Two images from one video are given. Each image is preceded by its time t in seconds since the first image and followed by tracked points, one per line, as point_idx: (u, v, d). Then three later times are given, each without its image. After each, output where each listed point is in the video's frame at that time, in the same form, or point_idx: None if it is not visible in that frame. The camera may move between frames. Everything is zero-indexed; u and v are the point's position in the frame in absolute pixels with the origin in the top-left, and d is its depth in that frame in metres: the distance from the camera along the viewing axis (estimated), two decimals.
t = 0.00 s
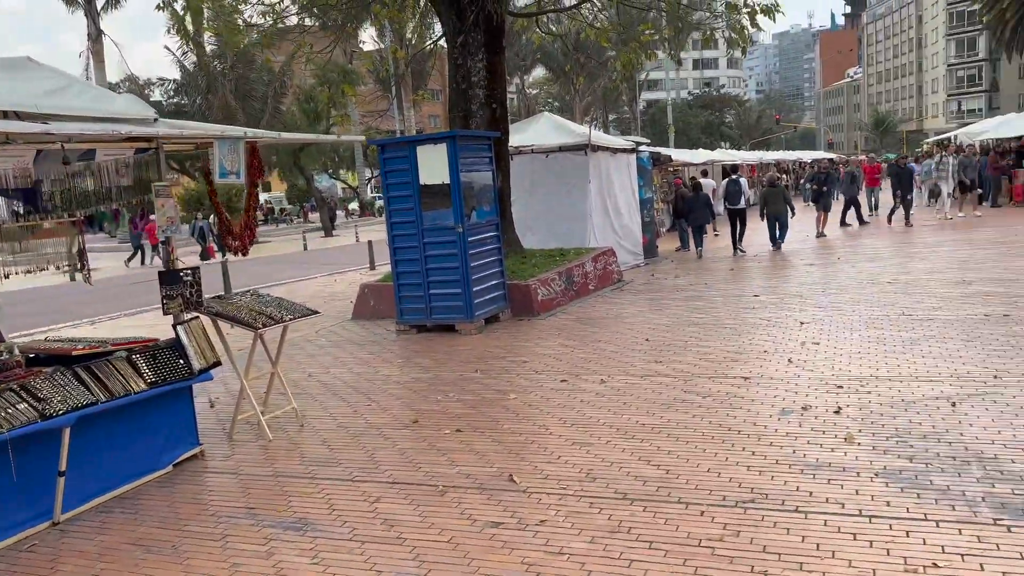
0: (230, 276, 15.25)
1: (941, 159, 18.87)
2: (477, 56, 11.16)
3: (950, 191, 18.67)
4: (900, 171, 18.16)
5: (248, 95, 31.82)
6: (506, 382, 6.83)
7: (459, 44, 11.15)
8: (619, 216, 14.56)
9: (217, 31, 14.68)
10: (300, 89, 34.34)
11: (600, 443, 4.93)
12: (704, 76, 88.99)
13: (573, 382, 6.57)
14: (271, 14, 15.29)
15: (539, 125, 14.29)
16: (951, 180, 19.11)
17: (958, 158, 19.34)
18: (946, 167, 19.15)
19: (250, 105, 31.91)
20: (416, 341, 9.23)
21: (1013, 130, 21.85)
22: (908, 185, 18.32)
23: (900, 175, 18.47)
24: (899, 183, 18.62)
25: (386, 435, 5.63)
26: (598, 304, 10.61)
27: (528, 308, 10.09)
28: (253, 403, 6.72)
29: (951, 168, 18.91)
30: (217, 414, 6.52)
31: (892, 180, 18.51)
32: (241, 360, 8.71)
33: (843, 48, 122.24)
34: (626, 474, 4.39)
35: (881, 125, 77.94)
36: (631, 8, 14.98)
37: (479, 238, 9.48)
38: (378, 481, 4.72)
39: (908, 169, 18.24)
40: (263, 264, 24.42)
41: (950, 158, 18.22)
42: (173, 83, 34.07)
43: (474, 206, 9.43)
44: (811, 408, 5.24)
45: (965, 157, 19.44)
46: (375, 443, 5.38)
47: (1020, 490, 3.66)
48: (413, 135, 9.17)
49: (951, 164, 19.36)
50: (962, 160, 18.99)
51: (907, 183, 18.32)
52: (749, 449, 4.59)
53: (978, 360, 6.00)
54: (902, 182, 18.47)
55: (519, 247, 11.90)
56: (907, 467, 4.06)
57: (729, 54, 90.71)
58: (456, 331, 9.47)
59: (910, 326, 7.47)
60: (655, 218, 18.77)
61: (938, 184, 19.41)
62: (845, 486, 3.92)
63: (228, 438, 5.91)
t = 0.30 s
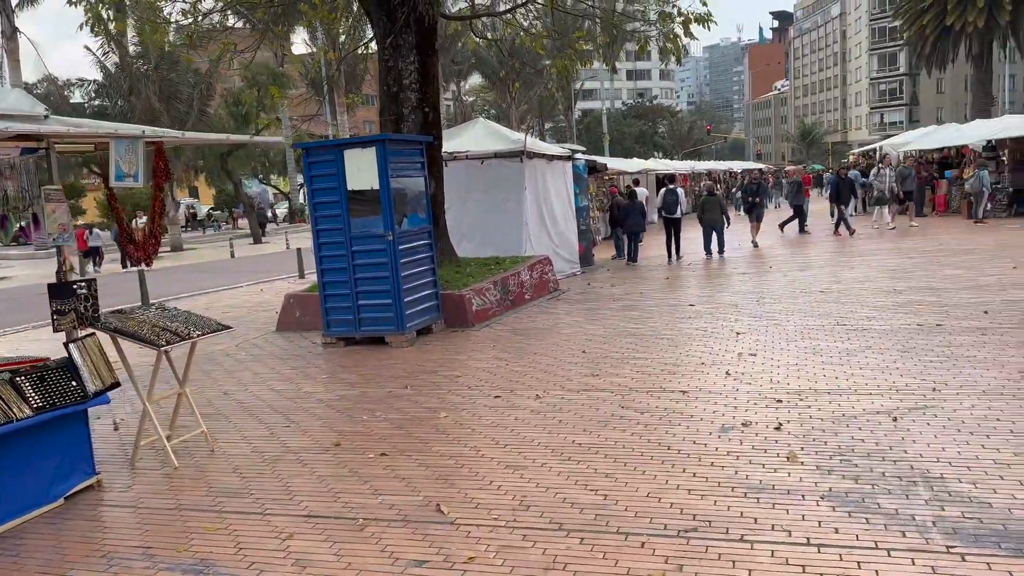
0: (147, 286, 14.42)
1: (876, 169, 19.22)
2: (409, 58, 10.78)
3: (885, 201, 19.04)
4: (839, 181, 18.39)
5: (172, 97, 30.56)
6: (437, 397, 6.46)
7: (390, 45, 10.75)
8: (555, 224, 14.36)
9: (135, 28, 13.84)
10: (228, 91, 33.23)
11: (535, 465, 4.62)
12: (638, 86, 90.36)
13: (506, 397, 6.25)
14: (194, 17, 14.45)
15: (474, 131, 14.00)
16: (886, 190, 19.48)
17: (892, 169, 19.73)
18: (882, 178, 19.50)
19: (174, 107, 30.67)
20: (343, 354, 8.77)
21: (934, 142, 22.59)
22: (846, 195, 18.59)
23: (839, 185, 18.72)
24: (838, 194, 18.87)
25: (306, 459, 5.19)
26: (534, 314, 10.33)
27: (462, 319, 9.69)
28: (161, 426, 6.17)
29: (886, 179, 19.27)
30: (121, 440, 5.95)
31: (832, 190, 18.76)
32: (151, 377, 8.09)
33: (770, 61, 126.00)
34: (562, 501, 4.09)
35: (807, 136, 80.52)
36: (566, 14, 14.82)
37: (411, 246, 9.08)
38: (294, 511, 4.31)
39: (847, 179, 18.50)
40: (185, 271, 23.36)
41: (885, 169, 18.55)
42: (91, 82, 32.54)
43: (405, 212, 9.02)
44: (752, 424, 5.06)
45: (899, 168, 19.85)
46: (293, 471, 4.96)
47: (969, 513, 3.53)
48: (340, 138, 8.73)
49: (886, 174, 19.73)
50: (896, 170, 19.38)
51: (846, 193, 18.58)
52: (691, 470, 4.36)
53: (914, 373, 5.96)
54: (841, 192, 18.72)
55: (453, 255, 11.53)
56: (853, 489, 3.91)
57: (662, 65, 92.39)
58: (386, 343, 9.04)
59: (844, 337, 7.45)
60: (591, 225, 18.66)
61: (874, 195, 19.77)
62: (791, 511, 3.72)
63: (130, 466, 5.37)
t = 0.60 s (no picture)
0: (87, 296, 13.78)
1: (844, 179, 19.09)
2: (364, 61, 10.45)
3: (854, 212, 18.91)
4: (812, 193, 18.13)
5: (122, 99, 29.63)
6: (389, 418, 6.12)
7: (344, 49, 10.41)
8: (514, 233, 14.10)
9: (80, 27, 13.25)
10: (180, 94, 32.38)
11: (490, 496, 4.33)
12: (598, 97, 90.95)
13: (462, 418, 5.94)
14: (142, 22, 13.83)
15: (432, 138, 13.69)
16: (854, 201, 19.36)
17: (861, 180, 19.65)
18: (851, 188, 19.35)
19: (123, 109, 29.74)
20: (291, 370, 8.36)
21: (888, 155, 22.94)
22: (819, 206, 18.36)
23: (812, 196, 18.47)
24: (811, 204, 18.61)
25: (244, 489, 4.82)
26: (493, 327, 10.02)
27: (418, 332, 9.31)
28: (88, 451, 5.73)
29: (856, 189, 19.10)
30: (43, 467, 5.49)
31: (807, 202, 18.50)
32: (83, 396, 7.60)
33: (727, 74, 127.96)
34: (519, 536, 3.81)
35: (763, 147, 81.90)
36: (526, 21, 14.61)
37: (365, 256, 8.73)
38: (227, 550, 3.94)
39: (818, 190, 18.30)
40: (132, 278, 22.55)
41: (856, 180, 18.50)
42: (36, 82, 31.40)
43: (359, 221, 8.68)
44: (716, 447, 4.85)
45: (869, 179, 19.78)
46: (229, 502, 4.60)
47: (948, 549, 3.35)
48: (290, 143, 8.36)
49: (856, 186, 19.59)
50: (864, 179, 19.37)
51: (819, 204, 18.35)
52: (655, 500, 4.11)
53: (879, 392, 5.84)
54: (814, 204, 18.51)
55: (409, 265, 11.18)
56: (825, 521, 3.72)
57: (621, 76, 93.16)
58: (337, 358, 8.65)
59: (807, 352, 7.33)
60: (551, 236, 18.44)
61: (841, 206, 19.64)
62: (761, 547, 3.50)
63: (51, 497, 4.93)
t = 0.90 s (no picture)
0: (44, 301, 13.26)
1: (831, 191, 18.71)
2: (336, 62, 10.13)
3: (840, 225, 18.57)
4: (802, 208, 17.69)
5: (91, 99, 28.88)
6: (356, 434, 5.79)
7: (316, 49, 10.08)
8: (489, 240, 13.82)
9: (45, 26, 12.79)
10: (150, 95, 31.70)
11: (460, 523, 4.04)
12: (574, 105, 91.20)
13: (433, 435, 5.63)
14: (109, 23, 13.37)
15: (405, 142, 13.39)
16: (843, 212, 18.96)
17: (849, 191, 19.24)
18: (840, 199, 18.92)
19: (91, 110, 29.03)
20: (255, 381, 7.98)
21: (862, 166, 23.05)
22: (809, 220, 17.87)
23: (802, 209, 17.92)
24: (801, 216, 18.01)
25: (197, 514, 4.47)
26: (466, 337, 9.72)
27: (389, 342, 8.95)
28: (31, 471, 5.33)
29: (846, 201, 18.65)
30: None
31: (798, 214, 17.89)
32: (32, 409, 7.20)
33: (701, 85, 129.06)
34: (491, 568, 3.54)
35: (736, 158, 82.65)
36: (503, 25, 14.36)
37: (333, 263, 8.40)
38: None
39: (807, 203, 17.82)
40: (95, 283, 21.91)
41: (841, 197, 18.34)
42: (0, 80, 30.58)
43: (328, 226, 8.35)
44: (700, 468, 4.61)
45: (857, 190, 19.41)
46: (179, 529, 4.26)
47: None
48: (256, 144, 8.02)
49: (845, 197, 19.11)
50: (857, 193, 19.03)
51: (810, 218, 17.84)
52: (637, 528, 3.86)
53: (866, 410, 5.64)
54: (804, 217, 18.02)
55: (380, 273, 10.84)
56: (818, 552, 3.49)
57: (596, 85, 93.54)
58: (302, 369, 8.29)
59: (789, 367, 7.14)
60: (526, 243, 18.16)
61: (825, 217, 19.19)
62: None
63: None
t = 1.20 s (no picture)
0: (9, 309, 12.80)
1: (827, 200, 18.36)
2: (313, 64, 9.82)
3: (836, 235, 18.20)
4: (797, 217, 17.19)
5: (66, 101, 28.35)
6: (325, 456, 5.47)
7: (292, 50, 9.77)
8: (470, 248, 13.53)
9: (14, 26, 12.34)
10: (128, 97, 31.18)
11: (433, 558, 3.75)
12: (558, 113, 91.27)
13: (407, 456, 5.33)
14: (83, 23, 12.97)
15: (386, 147, 13.09)
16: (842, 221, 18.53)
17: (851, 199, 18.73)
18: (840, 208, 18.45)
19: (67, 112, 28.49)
20: (223, 396, 7.64)
21: (846, 177, 23.02)
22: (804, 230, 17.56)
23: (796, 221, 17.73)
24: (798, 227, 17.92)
25: (148, 546, 4.14)
26: (445, 349, 9.41)
27: (365, 353, 8.63)
28: None
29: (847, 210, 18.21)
30: None
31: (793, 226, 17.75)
32: None
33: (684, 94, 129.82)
34: None
35: (719, 166, 83.03)
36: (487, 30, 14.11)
37: (307, 272, 8.09)
38: None
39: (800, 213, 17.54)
40: (66, 288, 21.36)
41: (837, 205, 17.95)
42: None
43: (302, 233, 8.04)
44: (689, 496, 4.35)
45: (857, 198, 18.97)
46: (128, 563, 3.93)
47: None
48: (226, 147, 7.70)
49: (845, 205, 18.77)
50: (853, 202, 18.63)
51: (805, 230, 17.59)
52: (623, 564, 3.59)
53: (860, 431, 5.41)
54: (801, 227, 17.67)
55: (357, 281, 10.51)
56: None
57: (581, 93, 93.76)
58: (273, 383, 7.95)
59: (777, 383, 6.91)
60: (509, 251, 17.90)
61: (822, 225, 18.91)
62: None
63: None
